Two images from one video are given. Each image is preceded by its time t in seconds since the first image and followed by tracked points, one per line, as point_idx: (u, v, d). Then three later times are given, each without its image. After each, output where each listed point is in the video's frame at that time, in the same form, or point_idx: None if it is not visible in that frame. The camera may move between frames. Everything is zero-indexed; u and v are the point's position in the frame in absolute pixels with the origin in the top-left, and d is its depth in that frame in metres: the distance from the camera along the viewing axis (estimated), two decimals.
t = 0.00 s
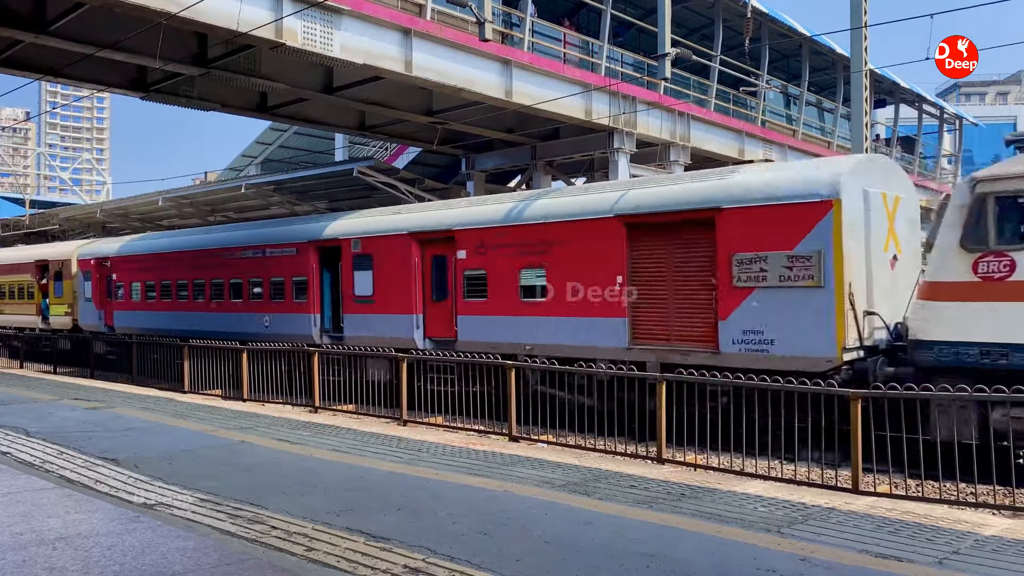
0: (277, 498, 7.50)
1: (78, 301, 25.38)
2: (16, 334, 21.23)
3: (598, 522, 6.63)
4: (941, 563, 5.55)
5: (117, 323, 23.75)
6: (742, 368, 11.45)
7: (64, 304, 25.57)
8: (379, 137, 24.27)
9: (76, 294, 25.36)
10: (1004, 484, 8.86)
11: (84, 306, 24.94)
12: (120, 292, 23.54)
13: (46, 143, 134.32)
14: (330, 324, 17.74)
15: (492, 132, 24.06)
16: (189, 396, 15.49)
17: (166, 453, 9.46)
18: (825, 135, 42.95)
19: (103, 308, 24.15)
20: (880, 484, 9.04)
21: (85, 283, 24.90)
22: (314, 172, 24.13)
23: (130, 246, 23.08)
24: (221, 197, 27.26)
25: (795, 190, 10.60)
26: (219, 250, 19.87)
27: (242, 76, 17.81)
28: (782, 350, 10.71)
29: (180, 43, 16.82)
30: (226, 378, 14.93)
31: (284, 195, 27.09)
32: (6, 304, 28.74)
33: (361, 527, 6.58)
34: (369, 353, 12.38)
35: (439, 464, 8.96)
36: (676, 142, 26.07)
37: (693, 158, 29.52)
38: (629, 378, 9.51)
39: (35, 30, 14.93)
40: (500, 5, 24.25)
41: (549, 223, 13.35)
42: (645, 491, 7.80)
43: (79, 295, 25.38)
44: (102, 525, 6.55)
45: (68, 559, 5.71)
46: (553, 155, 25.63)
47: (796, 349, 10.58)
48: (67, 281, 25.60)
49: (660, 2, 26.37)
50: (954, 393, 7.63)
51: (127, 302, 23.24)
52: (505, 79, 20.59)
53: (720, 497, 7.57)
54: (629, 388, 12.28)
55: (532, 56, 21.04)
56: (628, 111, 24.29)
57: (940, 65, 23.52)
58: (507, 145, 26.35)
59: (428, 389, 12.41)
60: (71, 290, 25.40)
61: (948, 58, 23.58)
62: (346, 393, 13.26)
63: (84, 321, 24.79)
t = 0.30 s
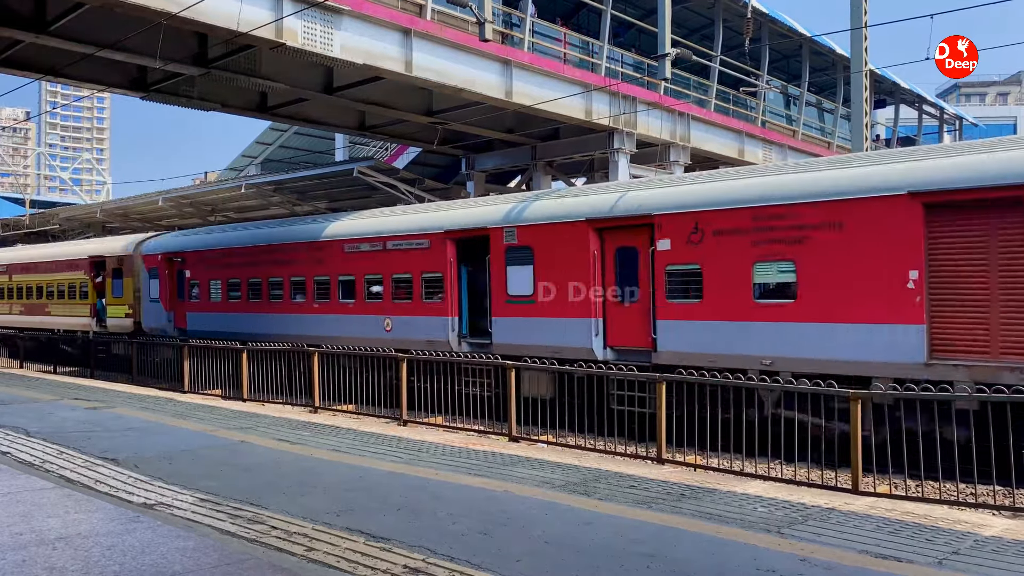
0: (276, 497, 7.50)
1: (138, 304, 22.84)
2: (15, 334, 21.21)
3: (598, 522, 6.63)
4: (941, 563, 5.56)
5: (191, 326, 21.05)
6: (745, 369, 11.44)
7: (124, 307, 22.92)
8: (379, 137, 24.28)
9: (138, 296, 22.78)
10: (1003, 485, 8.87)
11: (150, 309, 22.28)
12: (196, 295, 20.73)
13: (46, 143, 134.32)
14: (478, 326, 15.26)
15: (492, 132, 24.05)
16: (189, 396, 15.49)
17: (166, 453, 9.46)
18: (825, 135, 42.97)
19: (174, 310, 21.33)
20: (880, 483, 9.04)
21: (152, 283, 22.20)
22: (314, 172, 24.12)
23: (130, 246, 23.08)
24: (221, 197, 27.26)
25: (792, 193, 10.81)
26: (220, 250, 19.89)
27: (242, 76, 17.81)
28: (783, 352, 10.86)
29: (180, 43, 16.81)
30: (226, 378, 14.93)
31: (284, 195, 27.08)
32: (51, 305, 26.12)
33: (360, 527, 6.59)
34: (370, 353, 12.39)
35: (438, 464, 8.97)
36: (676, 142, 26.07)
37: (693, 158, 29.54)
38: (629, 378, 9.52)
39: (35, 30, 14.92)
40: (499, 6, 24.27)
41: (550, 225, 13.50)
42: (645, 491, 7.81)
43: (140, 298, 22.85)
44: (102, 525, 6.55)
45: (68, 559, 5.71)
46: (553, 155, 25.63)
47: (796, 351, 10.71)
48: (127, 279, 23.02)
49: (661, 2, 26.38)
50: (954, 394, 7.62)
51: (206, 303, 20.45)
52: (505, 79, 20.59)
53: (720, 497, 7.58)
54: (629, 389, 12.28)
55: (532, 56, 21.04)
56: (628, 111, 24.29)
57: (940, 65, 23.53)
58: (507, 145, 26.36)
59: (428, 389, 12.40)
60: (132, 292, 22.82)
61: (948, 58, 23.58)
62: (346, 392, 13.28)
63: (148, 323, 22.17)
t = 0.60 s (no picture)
0: (276, 498, 7.50)
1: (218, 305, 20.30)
2: (15, 334, 21.22)
3: (598, 522, 6.64)
4: (941, 563, 5.56)
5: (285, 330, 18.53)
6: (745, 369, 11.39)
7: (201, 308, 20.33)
8: (380, 138, 24.28)
9: (216, 296, 20.24)
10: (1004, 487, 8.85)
11: (233, 311, 19.75)
12: (292, 295, 18.18)
13: (46, 143, 134.39)
14: (668, 333, 12.66)
15: (492, 132, 24.05)
16: (189, 396, 15.50)
17: (166, 453, 9.47)
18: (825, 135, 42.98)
19: (260, 311, 18.86)
20: (880, 484, 9.02)
21: (237, 281, 19.67)
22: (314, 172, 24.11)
23: (130, 246, 23.10)
24: (221, 197, 27.27)
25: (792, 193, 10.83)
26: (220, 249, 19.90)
27: (242, 76, 17.81)
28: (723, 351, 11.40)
29: (180, 43, 16.81)
30: (226, 378, 14.94)
31: (284, 195, 27.09)
32: (108, 306, 23.61)
33: (360, 527, 6.58)
34: (369, 353, 12.38)
35: (438, 464, 8.98)
36: (676, 142, 26.07)
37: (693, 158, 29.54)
38: (629, 379, 9.52)
39: (35, 30, 14.92)
40: (499, 6, 24.27)
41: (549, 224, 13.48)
42: (646, 491, 7.82)
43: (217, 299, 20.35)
44: (102, 525, 6.55)
45: (68, 559, 5.72)
46: (553, 156, 25.63)
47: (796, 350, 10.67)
48: (203, 276, 20.50)
49: (661, 2, 26.38)
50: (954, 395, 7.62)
51: (303, 304, 17.92)
52: (505, 79, 20.58)
53: (719, 497, 7.59)
54: (628, 388, 12.28)
55: (532, 56, 21.04)
56: (628, 111, 24.28)
57: (940, 65, 23.53)
58: (507, 145, 26.36)
59: (428, 389, 12.40)
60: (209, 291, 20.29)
61: (948, 58, 23.57)
62: (346, 393, 13.27)
63: (227, 327, 19.85)
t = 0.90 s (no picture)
0: (276, 498, 7.50)
1: (320, 304, 17.60)
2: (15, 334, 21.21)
3: (598, 522, 6.64)
4: (941, 564, 5.55)
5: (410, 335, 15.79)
6: (749, 371, 11.35)
7: (300, 309, 17.66)
8: (380, 138, 24.27)
9: (319, 293, 17.51)
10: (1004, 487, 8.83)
11: (341, 313, 16.99)
12: (423, 294, 15.43)
13: (46, 143, 134.42)
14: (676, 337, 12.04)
15: (492, 132, 24.04)
16: (189, 396, 15.50)
17: (166, 453, 9.47)
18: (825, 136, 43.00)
19: (377, 313, 16.23)
20: (880, 484, 9.01)
21: (349, 276, 16.93)
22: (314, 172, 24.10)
23: (130, 246, 23.11)
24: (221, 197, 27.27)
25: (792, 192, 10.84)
26: (218, 249, 19.85)
27: (242, 76, 17.82)
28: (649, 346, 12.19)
29: (180, 43, 16.80)
30: (226, 378, 14.94)
31: (285, 195, 27.08)
32: (180, 307, 20.97)
33: (361, 527, 6.58)
34: (369, 353, 12.38)
35: (438, 464, 8.98)
36: (676, 142, 26.07)
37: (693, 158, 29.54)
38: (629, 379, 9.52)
39: (35, 30, 14.92)
40: (499, 6, 24.27)
41: (551, 224, 13.48)
42: (645, 491, 7.83)
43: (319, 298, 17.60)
44: (102, 525, 6.55)
45: (68, 559, 5.71)
46: (553, 156, 25.63)
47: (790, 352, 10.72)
48: (300, 273, 17.75)
49: (661, 3, 26.38)
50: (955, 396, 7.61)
51: (438, 305, 15.18)
52: (506, 79, 20.58)
53: (718, 497, 7.60)
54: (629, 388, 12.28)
55: (532, 56, 21.03)
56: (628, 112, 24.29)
57: (940, 65, 23.54)
58: (507, 145, 26.36)
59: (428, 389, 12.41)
60: (310, 290, 17.52)
61: (948, 58, 23.57)
62: (345, 393, 13.27)
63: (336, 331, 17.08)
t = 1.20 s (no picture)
0: (276, 498, 7.50)
1: (456, 304, 15.08)
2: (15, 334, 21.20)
3: (598, 522, 6.63)
4: (941, 564, 5.55)
5: (585, 341, 13.21)
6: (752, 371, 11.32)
7: (432, 311, 15.14)
8: (380, 138, 24.27)
9: (456, 293, 14.97)
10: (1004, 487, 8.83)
11: (484, 315, 14.48)
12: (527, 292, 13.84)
13: (46, 143, 134.41)
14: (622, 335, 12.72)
15: (492, 132, 24.04)
16: (189, 396, 15.50)
17: (166, 453, 9.47)
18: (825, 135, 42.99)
19: (538, 315, 13.75)
20: (881, 484, 9.00)
21: (495, 271, 14.32)
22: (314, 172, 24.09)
23: (130, 246, 23.09)
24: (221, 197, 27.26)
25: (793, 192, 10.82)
26: (219, 249, 19.87)
27: (242, 76, 17.82)
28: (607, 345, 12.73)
29: (180, 43, 16.80)
30: (226, 379, 14.93)
31: (284, 195, 27.07)
32: (271, 309, 18.39)
33: (361, 527, 6.58)
34: (370, 354, 12.38)
35: (438, 464, 8.98)
36: (676, 142, 26.07)
37: (693, 158, 29.54)
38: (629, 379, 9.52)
39: (35, 30, 14.92)
40: (499, 6, 24.28)
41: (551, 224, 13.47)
42: (645, 491, 7.83)
43: (455, 298, 15.06)
44: (102, 525, 6.55)
45: (68, 559, 5.71)
46: (553, 156, 25.63)
47: (789, 351, 10.74)
48: (431, 270, 15.21)
49: (661, 2, 26.36)
50: (955, 395, 7.60)
51: (625, 307, 12.60)
52: (506, 79, 20.58)
53: (719, 497, 7.60)
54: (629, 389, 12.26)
55: (532, 56, 21.03)
56: (628, 112, 24.29)
57: (940, 65, 23.56)
58: (507, 145, 26.36)
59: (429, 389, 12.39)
60: (444, 288, 14.94)
61: (948, 58, 23.57)
62: (346, 393, 13.27)
63: (477, 337, 14.57)
